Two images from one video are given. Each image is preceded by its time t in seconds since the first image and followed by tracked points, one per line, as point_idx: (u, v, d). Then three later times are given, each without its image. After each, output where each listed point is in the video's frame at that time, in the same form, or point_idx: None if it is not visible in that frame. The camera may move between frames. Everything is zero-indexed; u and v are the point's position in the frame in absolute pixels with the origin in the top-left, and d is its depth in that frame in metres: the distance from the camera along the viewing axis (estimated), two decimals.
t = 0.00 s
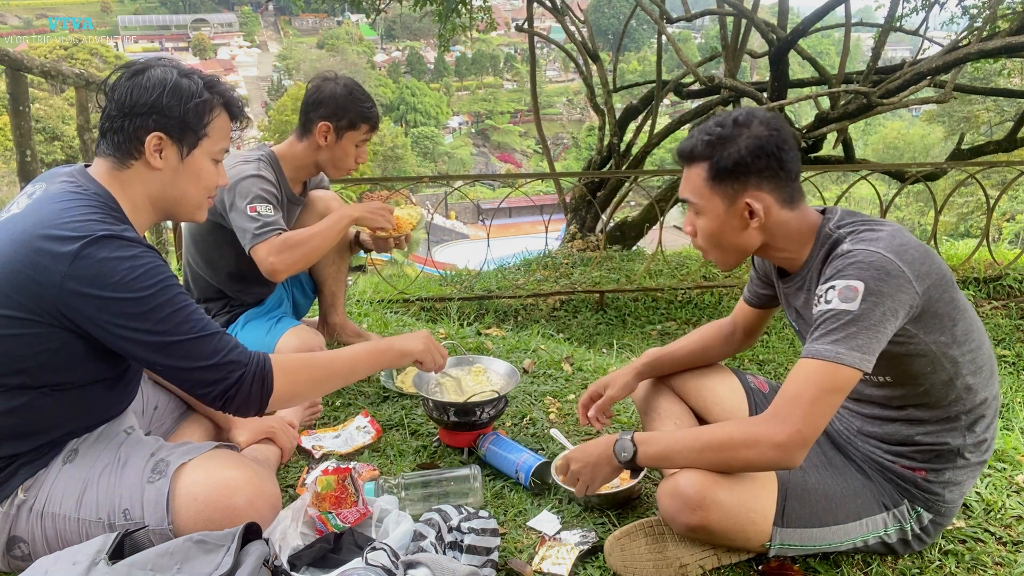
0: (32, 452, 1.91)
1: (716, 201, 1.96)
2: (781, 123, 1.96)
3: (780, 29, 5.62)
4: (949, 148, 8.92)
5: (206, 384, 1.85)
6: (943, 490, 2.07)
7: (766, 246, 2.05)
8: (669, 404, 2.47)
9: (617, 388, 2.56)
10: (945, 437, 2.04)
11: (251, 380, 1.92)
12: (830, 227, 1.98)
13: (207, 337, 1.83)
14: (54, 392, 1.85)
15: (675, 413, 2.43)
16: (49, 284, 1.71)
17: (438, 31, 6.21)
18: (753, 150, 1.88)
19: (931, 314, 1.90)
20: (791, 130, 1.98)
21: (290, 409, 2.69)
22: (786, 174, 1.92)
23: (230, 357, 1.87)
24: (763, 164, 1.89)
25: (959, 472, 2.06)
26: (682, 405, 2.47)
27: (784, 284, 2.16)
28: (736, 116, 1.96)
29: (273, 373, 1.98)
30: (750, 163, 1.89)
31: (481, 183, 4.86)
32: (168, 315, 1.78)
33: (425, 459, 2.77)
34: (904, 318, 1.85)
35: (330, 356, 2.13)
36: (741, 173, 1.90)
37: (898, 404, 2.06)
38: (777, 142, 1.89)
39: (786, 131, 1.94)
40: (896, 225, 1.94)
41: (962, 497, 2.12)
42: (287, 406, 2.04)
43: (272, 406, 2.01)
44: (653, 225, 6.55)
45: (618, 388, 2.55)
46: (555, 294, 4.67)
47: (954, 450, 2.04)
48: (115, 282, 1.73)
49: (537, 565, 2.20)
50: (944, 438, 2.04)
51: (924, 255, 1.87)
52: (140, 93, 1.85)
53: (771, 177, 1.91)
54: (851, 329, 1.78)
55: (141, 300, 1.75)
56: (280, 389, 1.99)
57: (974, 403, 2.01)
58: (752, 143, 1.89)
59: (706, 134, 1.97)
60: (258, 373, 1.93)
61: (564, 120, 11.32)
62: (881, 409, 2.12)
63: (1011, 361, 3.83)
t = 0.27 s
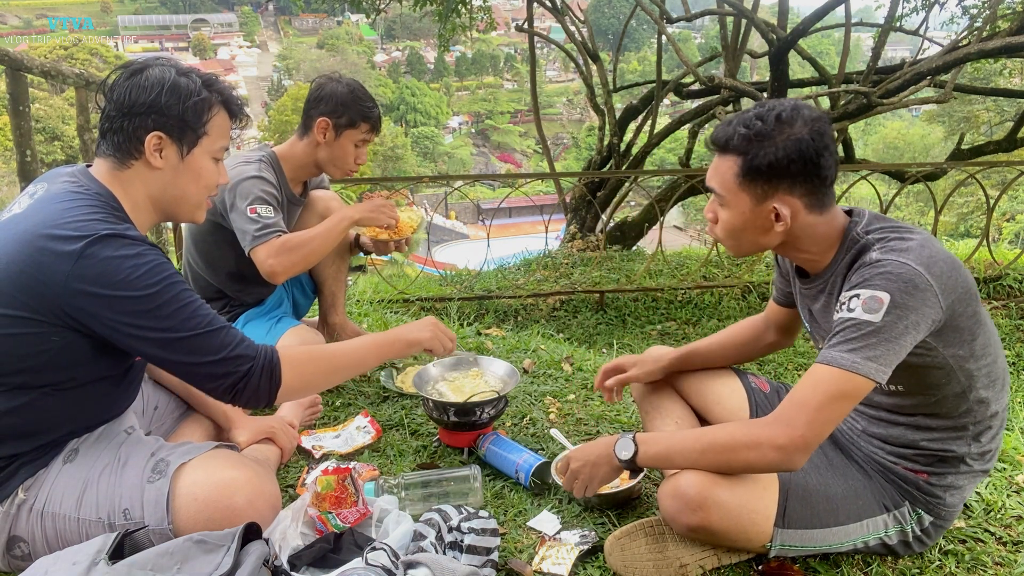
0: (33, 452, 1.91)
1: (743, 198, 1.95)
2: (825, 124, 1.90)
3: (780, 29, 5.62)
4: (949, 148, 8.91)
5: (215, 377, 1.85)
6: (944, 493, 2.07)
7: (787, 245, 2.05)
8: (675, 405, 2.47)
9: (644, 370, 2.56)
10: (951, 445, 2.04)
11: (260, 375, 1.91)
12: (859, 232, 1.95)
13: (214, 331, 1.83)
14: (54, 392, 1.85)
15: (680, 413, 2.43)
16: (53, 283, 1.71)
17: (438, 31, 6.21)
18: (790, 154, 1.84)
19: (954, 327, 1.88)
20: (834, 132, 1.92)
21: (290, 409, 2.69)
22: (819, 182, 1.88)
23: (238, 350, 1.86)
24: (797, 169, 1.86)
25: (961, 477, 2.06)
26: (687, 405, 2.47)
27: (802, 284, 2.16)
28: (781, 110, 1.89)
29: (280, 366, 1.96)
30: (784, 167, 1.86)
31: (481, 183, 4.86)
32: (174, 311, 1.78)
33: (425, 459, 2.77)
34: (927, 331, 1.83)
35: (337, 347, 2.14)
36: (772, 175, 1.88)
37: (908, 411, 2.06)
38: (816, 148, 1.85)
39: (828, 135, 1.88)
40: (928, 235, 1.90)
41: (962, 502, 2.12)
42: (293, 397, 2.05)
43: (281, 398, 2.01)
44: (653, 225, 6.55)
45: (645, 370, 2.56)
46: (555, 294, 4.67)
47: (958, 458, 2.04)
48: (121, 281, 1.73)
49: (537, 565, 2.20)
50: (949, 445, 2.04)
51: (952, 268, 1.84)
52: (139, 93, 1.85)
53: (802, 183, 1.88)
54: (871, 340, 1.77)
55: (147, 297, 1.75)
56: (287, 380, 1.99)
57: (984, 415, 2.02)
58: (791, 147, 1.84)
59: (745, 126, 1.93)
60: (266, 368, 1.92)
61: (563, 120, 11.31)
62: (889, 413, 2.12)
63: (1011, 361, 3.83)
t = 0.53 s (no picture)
0: (33, 452, 1.91)
1: (761, 198, 1.92)
2: (857, 129, 1.83)
3: (780, 29, 5.62)
4: (949, 148, 8.91)
5: (233, 359, 1.87)
6: (944, 496, 2.06)
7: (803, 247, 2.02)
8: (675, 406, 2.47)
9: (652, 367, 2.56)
10: (953, 451, 2.04)
11: (281, 352, 1.94)
12: (877, 238, 1.92)
13: (229, 316, 1.85)
14: (54, 393, 1.84)
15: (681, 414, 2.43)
16: (60, 282, 1.71)
17: (438, 31, 6.21)
18: (813, 160, 1.79)
19: (965, 340, 1.87)
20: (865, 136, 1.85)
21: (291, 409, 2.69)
22: (842, 189, 1.84)
23: (256, 331, 1.90)
24: (819, 175, 1.81)
25: (961, 481, 2.06)
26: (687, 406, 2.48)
27: (816, 286, 2.14)
28: (812, 111, 1.83)
29: (301, 346, 2.00)
30: (805, 172, 1.82)
31: (481, 183, 4.86)
32: (187, 302, 1.79)
33: (425, 459, 2.77)
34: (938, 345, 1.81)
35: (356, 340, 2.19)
36: (792, 179, 1.84)
37: (913, 418, 2.06)
38: (843, 155, 1.79)
39: (858, 141, 1.82)
40: (948, 246, 1.87)
41: (961, 507, 2.12)
42: (312, 378, 2.09)
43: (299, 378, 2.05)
44: (653, 225, 6.55)
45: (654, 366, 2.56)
46: (555, 294, 4.67)
47: (960, 464, 2.04)
48: (129, 277, 1.73)
49: (537, 565, 2.20)
50: (952, 452, 2.04)
51: (968, 282, 1.82)
52: (137, 93, 1.85)
53: (823, 188, 1.84)
54: (880, 352, 1.76)
55: (156, 292, 1.76)
56: (308, 361, 2.03)
57: (989, 425, 2.02)
58: (816, 152, 1.79)
59: (771, 125, 1.86)
60: (287, 346, 1.96)
61: (563, 120, 11.32)
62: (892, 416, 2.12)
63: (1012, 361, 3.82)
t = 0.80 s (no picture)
0: (33, 451, 1.91)
1: (777, 197, 1.91)
2: (876, 128, 1.83)
3: (780, 29, 5.62)
4: (949, 148, 8.91)
5: (223, 369, 1.86)
6: (945, 497, 2.06)
7: (817, 247, 2.01)
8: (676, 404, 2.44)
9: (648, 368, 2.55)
10: (957, 454, 2.04)
11: (271, 364, 1.93)
12: (893, 241, 1.91)
13: (222, 325, 1.84)
14: (54, 391, 1.84)
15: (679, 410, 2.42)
16: (58, 281, 1.71)
17: (438, 31, 6.20)
18: (832, 159, 1.79)
19: (977, 347, 1.87)
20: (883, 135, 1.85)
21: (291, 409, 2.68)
22: (859, 189, 1.83)
23: (247, 343, 1.88)
24: (838, 175, 1.81)
25: (963, 483, 2.06)
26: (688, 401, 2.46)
27: (828, 287, 2.14)
28: (832, 109, 1.82)
29: (290, 358, 1.99)
30: (824, 171, 1.81)
31: (481, 183, 4.86)
32: (181, 307, 1.79)
33: (425, 459, 2.77)
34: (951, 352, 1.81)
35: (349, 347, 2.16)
36: (810, 178, 1.83)
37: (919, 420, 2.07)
38: (861, 154, 1.78)
39: (877, 141, 1.81)
40: (966, 252, 1.86)
41: (962, 510, 2.12)
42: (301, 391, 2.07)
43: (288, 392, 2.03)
44: (652, 226, 6.56)
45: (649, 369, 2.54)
46: (555, 294, 4.66)
47: (963, 467, 2.04)
48: (127, 278, 1.73)
49: (537, 565, 2.20)
50: (955, 455, 2.04)
51: (983, 290, 1.82)
52: (138, 93, 1.85)
53: (841, 188, 1.83)
54: (893, 359, 1.76)
55: (153, 295, 1.76)
56: (298, 374, 2.01)
57: (994, 429, 2.02)
58: (835, 151, 1.78)
59: (790, 121, 1.85)
60: (276, 358, 1.94)
61: (563, 120, 11.32)
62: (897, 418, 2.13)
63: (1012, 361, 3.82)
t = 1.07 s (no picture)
0: (33, 451, 1.91)
1: (781, 194, 1.91)
2: (881, 125, 1.83)
3: (780, 29, 5.62)
4: (949, 148, 8.92)
5: (203, 382, 1.85)
6: (945, 497, 2.06)
7: (820, 245, 2.01)
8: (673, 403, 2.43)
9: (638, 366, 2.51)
10: (958, 454, 2.04)
11: (250, 382, 1.91)
12: (895, 240, 1.91)
13: (206, 336, 1.83)
14: (54, 391, 1.85)
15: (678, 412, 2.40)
16: (53, 281, 1.71)
17: (438, 31, 6.20)
18: (835, 156, 1.79)
19: (978, 347, 1.87)
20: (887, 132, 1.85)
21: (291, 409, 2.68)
22: (862, 186, 1.83)
23: (229, 358, 1.87)
24: (841, 171, 1.80)
25: (963, 484, 2.06)
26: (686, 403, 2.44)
27: (829, 286, 2.14)
28: (837, 106, 1.82)
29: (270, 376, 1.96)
30: (828, 168, 1.80)
31: (481, 183, 4.86)
32: (168, 314, 1.78)
33: (425, 459, 2.77)
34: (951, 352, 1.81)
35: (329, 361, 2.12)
36: (814, 174, 1.83)
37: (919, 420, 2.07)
38: (865, 151, 1.78)
39: (881, 138, 1.82)
40: (967, 251, 1.86)
41: (962, 509, 2.12)
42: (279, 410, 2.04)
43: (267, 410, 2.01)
44: (652, 225, 6.56)
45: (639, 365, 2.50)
46: (555, 294, 4.66)
47: (964, 467, 2.04)
48: (119, 279, 1.73)
49: (537, 565, 2.20)
50: (956, 454, 2.04)
51: (985, 289, 1.82)
52: (138, 92, 1.85)
53: (844, 185, 1.83)
54: (893, 357, 1.76)
55: (141, 299, 1.75)
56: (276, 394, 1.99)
57: (994, 429, 2.02)
58: (839, 148, 1.79)
59: (796, 117, 1.85)
60: (256, 375, 1.93)
61: (563, 120, 11.32)
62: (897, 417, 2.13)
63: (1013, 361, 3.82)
